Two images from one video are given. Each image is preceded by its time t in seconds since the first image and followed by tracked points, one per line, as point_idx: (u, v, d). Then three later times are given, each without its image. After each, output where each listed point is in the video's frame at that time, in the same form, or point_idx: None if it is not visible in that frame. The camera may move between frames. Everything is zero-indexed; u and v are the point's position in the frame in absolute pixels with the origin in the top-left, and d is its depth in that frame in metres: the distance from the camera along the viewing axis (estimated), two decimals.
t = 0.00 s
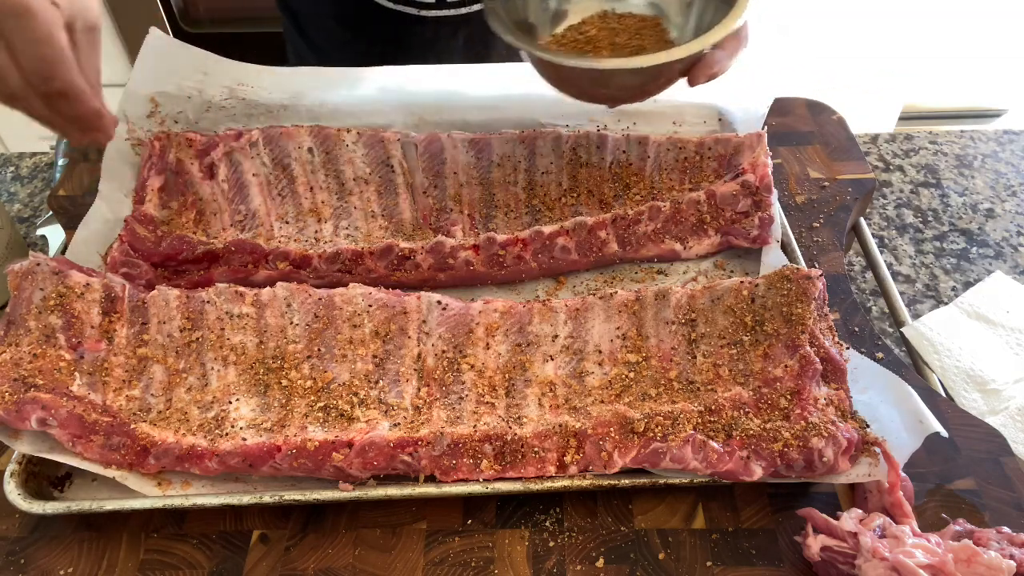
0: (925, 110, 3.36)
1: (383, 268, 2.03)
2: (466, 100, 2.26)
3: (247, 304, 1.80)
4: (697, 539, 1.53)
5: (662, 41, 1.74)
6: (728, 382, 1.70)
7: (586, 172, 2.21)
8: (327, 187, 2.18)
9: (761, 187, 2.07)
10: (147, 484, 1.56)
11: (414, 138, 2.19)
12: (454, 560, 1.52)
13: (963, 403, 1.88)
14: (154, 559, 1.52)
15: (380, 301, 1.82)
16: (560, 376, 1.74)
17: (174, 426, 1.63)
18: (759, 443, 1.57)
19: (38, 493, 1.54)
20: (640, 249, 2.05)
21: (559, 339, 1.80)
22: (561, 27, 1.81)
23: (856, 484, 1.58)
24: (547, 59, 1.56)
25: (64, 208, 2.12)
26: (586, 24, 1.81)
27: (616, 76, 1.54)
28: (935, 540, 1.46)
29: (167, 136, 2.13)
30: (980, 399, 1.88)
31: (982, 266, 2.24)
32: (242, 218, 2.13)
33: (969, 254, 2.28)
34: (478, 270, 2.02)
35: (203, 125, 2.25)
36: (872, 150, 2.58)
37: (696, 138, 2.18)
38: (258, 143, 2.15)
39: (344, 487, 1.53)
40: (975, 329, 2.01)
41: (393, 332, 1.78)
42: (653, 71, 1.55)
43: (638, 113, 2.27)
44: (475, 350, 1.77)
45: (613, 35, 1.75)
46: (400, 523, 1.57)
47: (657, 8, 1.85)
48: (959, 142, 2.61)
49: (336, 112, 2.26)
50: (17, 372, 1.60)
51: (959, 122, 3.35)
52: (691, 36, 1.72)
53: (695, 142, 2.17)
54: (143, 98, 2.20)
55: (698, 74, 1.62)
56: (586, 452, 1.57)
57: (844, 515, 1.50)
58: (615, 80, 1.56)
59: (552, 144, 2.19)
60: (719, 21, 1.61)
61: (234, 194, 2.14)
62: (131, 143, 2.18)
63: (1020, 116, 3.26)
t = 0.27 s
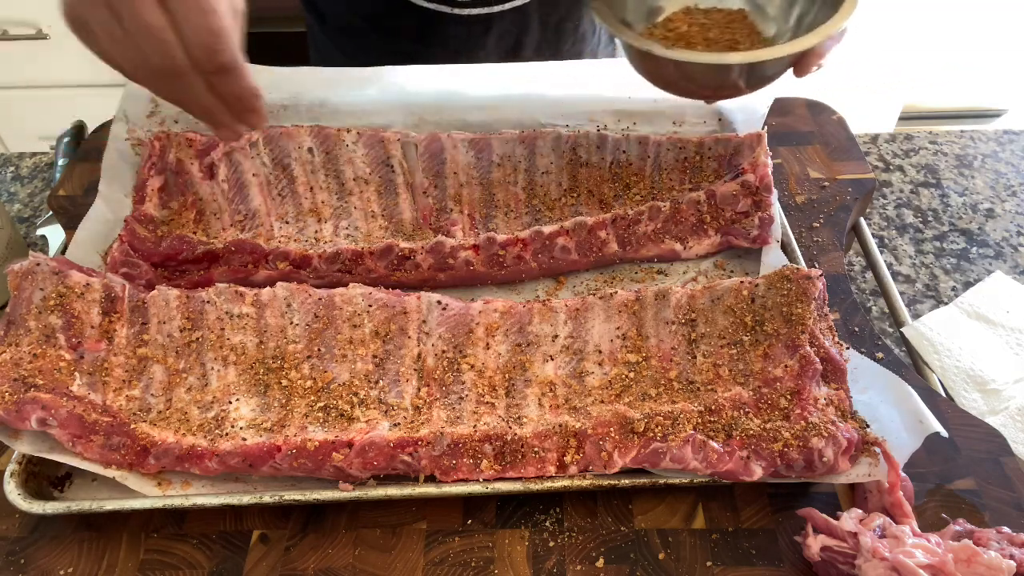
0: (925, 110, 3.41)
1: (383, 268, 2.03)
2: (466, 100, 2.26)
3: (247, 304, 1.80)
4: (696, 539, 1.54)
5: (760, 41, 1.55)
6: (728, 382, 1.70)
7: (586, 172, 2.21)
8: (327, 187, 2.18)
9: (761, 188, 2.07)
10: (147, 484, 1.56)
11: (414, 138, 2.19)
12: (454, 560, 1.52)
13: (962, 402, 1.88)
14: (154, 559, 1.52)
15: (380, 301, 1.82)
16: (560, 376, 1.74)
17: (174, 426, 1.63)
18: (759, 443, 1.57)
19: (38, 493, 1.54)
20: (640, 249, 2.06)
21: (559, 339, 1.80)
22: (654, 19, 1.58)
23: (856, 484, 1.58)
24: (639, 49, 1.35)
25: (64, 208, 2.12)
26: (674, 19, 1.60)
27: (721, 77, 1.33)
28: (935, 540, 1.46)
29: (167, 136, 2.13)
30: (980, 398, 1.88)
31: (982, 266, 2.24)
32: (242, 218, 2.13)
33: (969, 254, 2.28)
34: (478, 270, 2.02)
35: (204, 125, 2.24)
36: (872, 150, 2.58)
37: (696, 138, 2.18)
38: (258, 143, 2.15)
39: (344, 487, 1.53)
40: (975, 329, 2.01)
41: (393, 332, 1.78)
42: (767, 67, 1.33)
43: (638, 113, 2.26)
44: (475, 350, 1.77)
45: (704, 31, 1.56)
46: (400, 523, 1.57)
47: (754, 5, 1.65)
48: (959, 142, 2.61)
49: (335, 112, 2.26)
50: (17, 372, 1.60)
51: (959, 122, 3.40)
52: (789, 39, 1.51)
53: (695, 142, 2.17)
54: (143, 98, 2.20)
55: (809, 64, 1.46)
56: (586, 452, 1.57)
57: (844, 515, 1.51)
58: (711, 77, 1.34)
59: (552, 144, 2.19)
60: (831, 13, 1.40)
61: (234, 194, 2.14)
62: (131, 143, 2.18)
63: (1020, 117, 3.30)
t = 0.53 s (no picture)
0: (925, 110, 3.46)
1: (383, 268, 2.03)
2: (466, 100, 2.26)
3: (247, 304, 1.80)
4: (697, 539, 1.53)
5: (838, 36, 1.54)
6: (728, 382, 1.70)
7: (586, 172, 2.21)
8: (327, 187, 2.18)
9: (761, 187, 2.07)
10: (147, 484, 1.57)
11: (414, 139, 2.19)
12: (454, 560, 1.52)
13: (962, 402, 1.88)
14: (154, 559, 1.52)
15: (380, 301, 1.82)
16: (560, 376, 1.74)
17: (174, 425, 1.63)
18: (759, 443, 1.57)
19: (38, 493, 1.54)
20: (640, 249, 2.06)
21: (559, 339, 1.80)
22: (733, 12, 1.60)
23: (856, 484, 1.58)
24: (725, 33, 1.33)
25: (64, 208, 2.12)
26: (750, 10, 1.60)
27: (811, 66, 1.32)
28: (935, 540, 1.46)
29: (167, 136, 2.13)
30: (980, 399, 1.87)
31: (982, 266, 2.24)
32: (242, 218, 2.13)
33: (969, 254, 2.28)
34: (478, 270, 2.02)
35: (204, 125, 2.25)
36: (872, 150, 2.58)
37: (696, 138, 2.18)
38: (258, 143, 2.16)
39: (344, 487, 1.53)
40: (975, 329, 2.01)
41: (393, 332, 1.78)
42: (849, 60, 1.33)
43: (638, 113, 2.27)
44: (475, 350, 1.77)
45: (782, 24, 1.55)
46: (400, 523, 1.57)
47: None
48: (959, 142, 2.61)
49: (335, 112, 2.26)
50: (17, 372, 1.60)
51: (959, 122, 3.48)
52: (870, 34, 1.52)
53: (695, 142, 2.17)
54: (144, 98, 2.20)
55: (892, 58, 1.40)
56: (586, 452, 1.57)
57: (844, 515, 1.51)
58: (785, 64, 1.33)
59: (552, 143, 2.20)
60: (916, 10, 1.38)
61: (234, 194, 2.14)
62: (131, 143, 2.18)
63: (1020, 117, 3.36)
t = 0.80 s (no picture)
0: (926, 110, 3.44)
1: (383, 268, 2.03)
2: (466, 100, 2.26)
3: (247, 304, 1.80)
4: (696, 539, 1.53)
5: (915, 39, 1.54)
6: (729, 382, 1.70)
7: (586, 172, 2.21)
8: (327, 187, 2.18)
9: (761, 187, 2.07)
10: (147, 484, 1.57)
11: (414, 139, 2.20)
12: (454, 560, 1.52)
13: (962, 402, 1.88)
14: (154, 559, 1.52)
15: (380, 301, 1.82)
16: (560, 376, 1.74)
17: (173, 425, 1.63)
18: (759, 443, 1.57)
19: (38, 493, 1.54)
20: (640, 249, 2.06)
21: (559, 339, 1.80)
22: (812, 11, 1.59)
23: (856, 484, 1.58)
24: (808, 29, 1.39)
25: (64, 208, 2.12)
26: (828, 11, 1.59)
27: (886, 65, 1.38)
28: (935, 540, 1.46)
29: (167, 136, 2.13)
30: (979, 399, 1.87)
31: (982, 266, 2.24)
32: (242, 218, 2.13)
33: (969, 254, 2.28)
34: (478, 270, 2.02)
35: (204, 125, 2.25)
36: (872, 150, 2.58)
37: (696, 138, 2.19)
38: (258, 143, 2.16)
39: (344, 486, 1.54)
40: (975, 329, 2.01)
41: (393, 332, 1.78)
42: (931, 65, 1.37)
43: (638, 113, 2.27)
44: (475, 350, 1.77)
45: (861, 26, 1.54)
46: (400, 523, 1.57)
47: (913, 0, 1.63)
48: (959, 142, 2.61)
49: (336, 112, 2.26)
50: (17, 372, 1.60)
51: (959, 122, 3.45)
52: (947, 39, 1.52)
53: (695, 142, 2.18)
54: (144, 98, 2.20)
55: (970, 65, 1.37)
56: (586, 452, 1.57)
57: (844, 515, 1.51)
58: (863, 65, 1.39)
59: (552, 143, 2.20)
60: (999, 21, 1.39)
61: (234, 194, 2.14)
62: (131, 143, 2.18)
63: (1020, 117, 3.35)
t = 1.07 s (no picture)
0: (926, 111, 3.46)
1: (383, 268, 2.03)
2: (466, 100, 2.26)
3: (247, 304, 1.80)
4: (697, 539, 1.53)
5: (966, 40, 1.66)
6: (729, 382, 1.70)
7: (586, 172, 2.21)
8: (327, 187, 2.18)
9: (761, 187, 2.07)
10: (147, 484, 1.57)
11: (414, 138, 2.20)
12: (454, 560, 1.51)
13: (962, 402, 1.88)
14: (154, 559, 1.52)
15: (380, 301, 1.82)
16: (560, 376, 1.74)
17: (173, 425, 1.63)
18: (759, 443, 1.57)
19: (38, 493, 1.54)
20: (640, 249, 2.06)
21: (559, 339, 1.80)
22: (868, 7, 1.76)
23: (856, 484, 1.58)
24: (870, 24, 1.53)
25: (64, 208, 2.12)
26: (880, 11, 1.73)
27: (938, 61, 1.50)
28: (935, 540, 1.46)
29: (167, 136, 2.13)
30: (979, 399, 1.87)
31: (982, 266, 2.24)
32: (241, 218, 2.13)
33: (969, 254, 2.28)
34: (478, 270, 2.02)
35: (204, 125, 2.25)
36: (872, 150, 2.58)
37: (696, 138, 2.18)
38: (258, 143, 2.16)
39: (344, 486, 1.54)
40: (974, 329, 2.01)
41: (393, 332, 1.78)
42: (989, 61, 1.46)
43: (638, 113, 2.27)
44: (475, 350, 1.77)
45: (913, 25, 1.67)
46: (400, 523, 1.57)
47: (965, 4, 1.75)
48: (959, 142, 2.61)
49: (336, 112, 2.26)
50: (17, 372, 1.60)
51: (959, 122, 3.47)
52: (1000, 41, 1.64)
53: (695, 142, 2.17)
54: (144, 98, 2.20)
55: None
56: (586, 452, 1.57)
57: (844, 515, 1.51)
58: (919, 61, 1.52)
59: (552, 143, 2.20)
60: None
61: (234, 194, 2.14)
62: (131, 143, 2.18)
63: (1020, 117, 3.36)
